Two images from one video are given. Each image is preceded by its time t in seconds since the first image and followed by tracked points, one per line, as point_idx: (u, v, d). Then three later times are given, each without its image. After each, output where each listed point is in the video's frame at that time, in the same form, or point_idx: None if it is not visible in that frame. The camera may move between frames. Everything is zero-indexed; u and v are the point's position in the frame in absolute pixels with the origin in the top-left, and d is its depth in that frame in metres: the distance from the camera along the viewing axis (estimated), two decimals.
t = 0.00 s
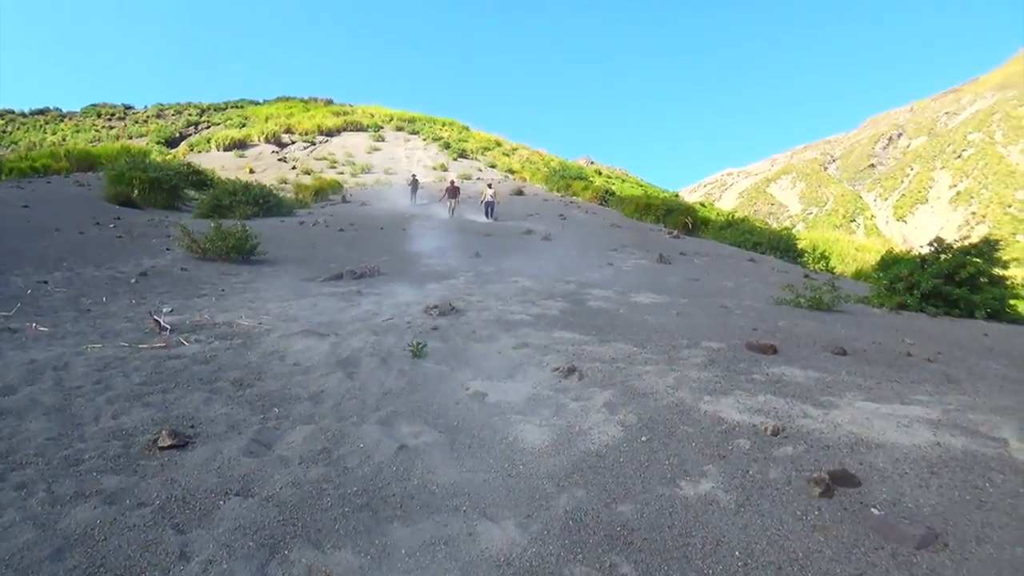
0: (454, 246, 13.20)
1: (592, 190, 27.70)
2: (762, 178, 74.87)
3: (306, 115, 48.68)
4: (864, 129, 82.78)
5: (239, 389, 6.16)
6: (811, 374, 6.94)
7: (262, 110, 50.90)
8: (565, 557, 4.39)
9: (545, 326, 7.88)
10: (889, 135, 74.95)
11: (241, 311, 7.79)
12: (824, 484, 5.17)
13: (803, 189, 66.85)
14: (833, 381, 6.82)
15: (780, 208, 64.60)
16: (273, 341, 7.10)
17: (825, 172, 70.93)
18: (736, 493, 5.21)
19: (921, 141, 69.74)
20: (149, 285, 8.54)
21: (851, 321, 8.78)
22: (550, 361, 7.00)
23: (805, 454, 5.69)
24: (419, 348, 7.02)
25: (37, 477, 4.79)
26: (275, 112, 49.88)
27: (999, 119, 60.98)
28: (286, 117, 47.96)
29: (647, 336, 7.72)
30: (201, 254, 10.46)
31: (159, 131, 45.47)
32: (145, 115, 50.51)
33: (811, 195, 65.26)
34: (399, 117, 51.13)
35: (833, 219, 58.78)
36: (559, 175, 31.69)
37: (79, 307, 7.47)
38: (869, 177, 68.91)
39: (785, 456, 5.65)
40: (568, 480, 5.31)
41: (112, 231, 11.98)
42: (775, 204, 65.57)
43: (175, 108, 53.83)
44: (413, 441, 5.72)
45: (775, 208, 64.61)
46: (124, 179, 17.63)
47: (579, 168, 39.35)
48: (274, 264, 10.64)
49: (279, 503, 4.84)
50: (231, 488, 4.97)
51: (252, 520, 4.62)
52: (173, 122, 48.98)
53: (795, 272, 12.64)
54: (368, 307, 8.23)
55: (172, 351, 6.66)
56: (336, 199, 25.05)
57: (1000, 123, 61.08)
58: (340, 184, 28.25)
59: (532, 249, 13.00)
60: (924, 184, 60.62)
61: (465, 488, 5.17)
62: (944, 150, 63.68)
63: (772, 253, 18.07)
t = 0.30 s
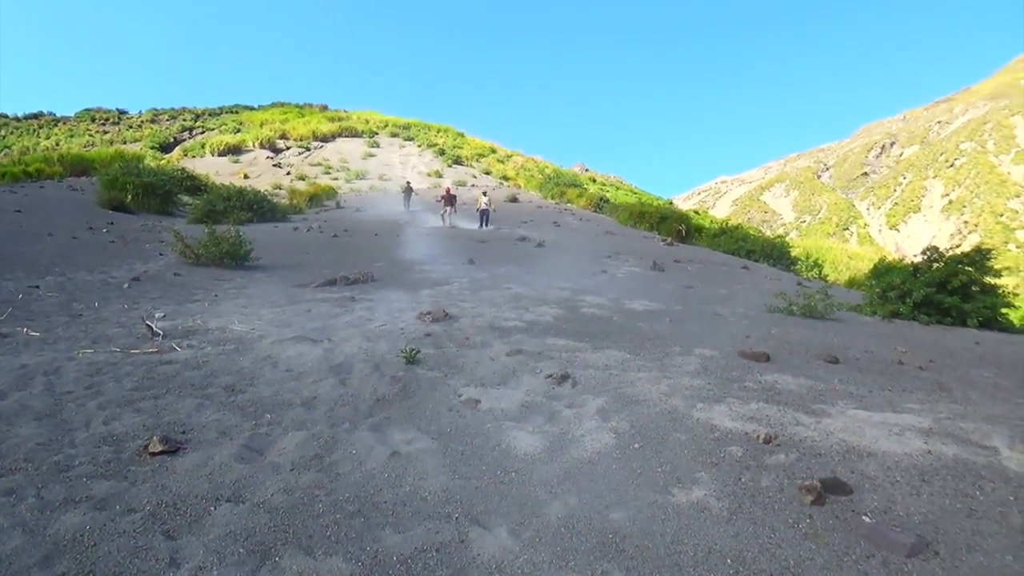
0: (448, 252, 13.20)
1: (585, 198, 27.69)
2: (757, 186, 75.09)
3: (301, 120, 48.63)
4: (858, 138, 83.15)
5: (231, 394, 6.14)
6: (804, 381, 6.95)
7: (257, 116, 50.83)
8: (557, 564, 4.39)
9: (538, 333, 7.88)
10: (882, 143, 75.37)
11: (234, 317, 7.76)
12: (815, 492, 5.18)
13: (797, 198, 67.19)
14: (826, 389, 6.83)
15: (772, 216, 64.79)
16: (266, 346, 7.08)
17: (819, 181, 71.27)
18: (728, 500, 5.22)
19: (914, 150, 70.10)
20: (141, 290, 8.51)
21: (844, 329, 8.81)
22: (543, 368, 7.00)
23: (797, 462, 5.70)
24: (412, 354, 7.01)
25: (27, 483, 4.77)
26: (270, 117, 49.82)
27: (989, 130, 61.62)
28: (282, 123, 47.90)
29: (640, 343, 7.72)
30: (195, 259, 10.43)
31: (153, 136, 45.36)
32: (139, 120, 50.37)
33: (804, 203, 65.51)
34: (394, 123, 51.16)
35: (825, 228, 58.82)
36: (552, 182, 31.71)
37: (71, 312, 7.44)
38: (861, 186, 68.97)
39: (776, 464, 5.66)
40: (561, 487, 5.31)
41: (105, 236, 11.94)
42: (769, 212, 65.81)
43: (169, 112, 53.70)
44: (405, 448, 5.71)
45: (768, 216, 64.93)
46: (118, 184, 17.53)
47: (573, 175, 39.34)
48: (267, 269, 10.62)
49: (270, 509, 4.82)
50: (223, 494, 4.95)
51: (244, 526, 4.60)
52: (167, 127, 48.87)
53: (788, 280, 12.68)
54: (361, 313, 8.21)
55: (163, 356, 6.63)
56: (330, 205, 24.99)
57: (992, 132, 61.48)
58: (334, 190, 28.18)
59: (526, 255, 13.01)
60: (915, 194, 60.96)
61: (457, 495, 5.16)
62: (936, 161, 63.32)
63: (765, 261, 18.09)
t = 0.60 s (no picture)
0: (441, 258, 13.08)
1: (580, 202, 27.49)
2: (753, 189, 75.01)
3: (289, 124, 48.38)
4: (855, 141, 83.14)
5: (218, 403, 6.01)
6: (801, 388, 6.84)
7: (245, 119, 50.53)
8: None
9: (532, 339, 7.77)
10: (881, 146, 75.37)
11: (222, 324, 7.63)
12: (813, 500, 5.08)
13: (794, 202, 67.12)
14: (824, 396, 6.73)
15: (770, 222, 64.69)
16: (254, 354, 6.95)
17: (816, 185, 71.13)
18: (725, 509, 5.11)
19: (913, 152, 69.97)
20: (126, 297, 8.38)
21: (842, 334, 8.72)
22: (538, 374, 6.87)
23: (795, 470, 5.60)
24: (404, 361, 6.88)
25: (7, 495, 4.63)
26: (258, 120, 49.54)
27: (989, 132, 61.49)
28: (271, 126, 47.63)
29: (636, 350, 7.61)
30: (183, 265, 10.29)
31: (144, 139, 45.14)
32: (126, 123, 50.03)
33: (803, 207, 65.41)
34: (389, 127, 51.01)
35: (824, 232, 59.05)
36: (547, 186, 31.58)
37: (54, 320, 7.30)
38: (858, 188, 68.89)
39: (774, 472, 5.56)
40: (555, 496, 5.19)
41: (90, 242, 11.79)
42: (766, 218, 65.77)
43: (156, 116, 53.30)
44: (396, 457, 5.59)
45: (765, 221, 64.87)
46: (103, 190, 17.33)
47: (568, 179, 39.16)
48: (256, 275, 10.49)
49: (258, 520, 4.69)
50: (209, 505, 4.82)
51: (230, 538, 4.47)
52: (157, 129, 48.59)
53: (786, 285, 12.59)
54: (352, 319, 8.08)
55: (149, 364, 6.50)
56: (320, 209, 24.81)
57: (991, 134, 61.41)
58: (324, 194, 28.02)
59: (520, 260, 12.90)
60: (915, 198, 60.87)
61: (450, 505, 5.04)
62: (937, 163, 63.23)
63: (763, 265, 17.99)
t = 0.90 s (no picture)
0: (434, 263, 12.82)
1: (578, 204, 27.03)
2: (755, 192, 74.51)
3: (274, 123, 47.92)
4: (859, 141, 82.52)
5: (199, 415, 5.76)
6: (806, 399, 6.60)
7: (229, 118, 50.02)
8: None
9: (527, 348, 7.53)
10: (888, 147, 74.90)
11: (204, 332, 7.38)
12: (818, 515, 4.84)
13: (800, 204, 66.06)
14: (829, 407, 6.50)
15: (775, 225, 64.03)
16: (237, 363, 6.70)
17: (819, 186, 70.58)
18: (727, 524, 4.88)
19: (922, 153, 69.69)
20: (104, 304, 8.13)
21: (848, 343, 8.48)
22: (533, 384, 6.63)
23: (799, 484, 5.37)
24: (393, 370, 6.63)
25: None
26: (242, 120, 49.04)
27: (1001, 131, 60.64)
28: (256, 125, 47.19)
29: (634, 359, 7.37)
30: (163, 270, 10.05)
31: (132, 139, 44.65)
32: (105, 123, 49.45)
33: (807, 210, 64.39)
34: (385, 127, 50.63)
35: (829, 235, 58.25)
36: (543, 188, 31.22)
37: (28, 328, 7.05)
38: (867, 191, 68.72)
39: (778, 486, 5.33)
40: (550, 512, 4.96)
41: (66, 246, 11.50)
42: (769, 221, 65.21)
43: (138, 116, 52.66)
44: (385, 471, 5.35)
45: (768, 224, 64.35)
46: (79, 191, 17.04)
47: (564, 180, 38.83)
48: (240, 281, 10.24)
49: (240, 537, 4.46)
50: (189, 521, 4.59)
51: (210, 557, 4.24)
52: (146, 128, 48.10)
53: (790, 291, 12.36)
54: (341, 327, 7.83)
55: (127, 374, 6.25)
56: (306, 212, 24.59)
57: (1002, 135, 60.61)
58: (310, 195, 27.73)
59: (515, 265, 12.66)
60: (924, 201, 60.76)
61: (440, 521, 4.80)
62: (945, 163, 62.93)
63: (766, 270, 17.71)
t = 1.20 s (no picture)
0: (428, 267, 12.61)
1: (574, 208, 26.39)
2: (758, 195, 73.94)
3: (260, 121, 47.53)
4: (865, 142, 82.07)
5: (180, 424, 5.55)
6: (810, 410, 6.39)
7: (214, 116, 49.47)
8: None
9: (521, 356, 7.31)
10: (895, 149, 73.79)
11: (186, 339, 7.15)
12: (822, 531, 4.63)
13: (803, 208, 65.11)
14: (834, 418, 6.29)
15: (779, 229, 63.23)
16: (220, 371, 6.48)
17: (824, 189, 69.69)
18: (728, 540, 4.67)
19: (931, 155, 68.90)
20: (82, 309, 7.91)
21: (853, 352, 8.27)
22: (527, 394, 6.41)
23: (803, 498, 5.16)
24: (382, 379, 6.40)
25: None
26: (227, 119, 48.59)
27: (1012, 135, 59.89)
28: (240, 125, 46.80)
29: (632, 368, 7.16)
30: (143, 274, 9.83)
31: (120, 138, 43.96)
32: (84, 121, 48.82)
33: (811, 215, 63.36)
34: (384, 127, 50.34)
35: (835, 240, 57.31)
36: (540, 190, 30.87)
37: (2, 334, 6.83)
38: (874, 195, 67.37)
39: (781, 500, 5.12)
40: (544, 526, 4.75)
41: (42, 249, 11.27)
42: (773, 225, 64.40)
43: (118, 116, 51.71)
44: (373, 484, 5.14)
45: (772, 228, 63.74)
46: (57, 192, 16.80)
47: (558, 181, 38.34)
48: (224, 286, 10.03)
49: (221, 552, 4.25)
50: (169, 535, 4.38)
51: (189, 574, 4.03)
52: (132, 125, 47.31)
53: (794, 298, 12.15)
54: (329, 334, 7.61)
55: (105, 382, 6.04)
56: (292, 212, 24.38)
57: (1014, 138, 59.79)
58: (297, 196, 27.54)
59: (510, 271, 12.45)
60: (932, 204, 60.08)
61: (430, 535, 4.59)
62: (955, 167, 62.43)
63: (770, 277, 17.43)
